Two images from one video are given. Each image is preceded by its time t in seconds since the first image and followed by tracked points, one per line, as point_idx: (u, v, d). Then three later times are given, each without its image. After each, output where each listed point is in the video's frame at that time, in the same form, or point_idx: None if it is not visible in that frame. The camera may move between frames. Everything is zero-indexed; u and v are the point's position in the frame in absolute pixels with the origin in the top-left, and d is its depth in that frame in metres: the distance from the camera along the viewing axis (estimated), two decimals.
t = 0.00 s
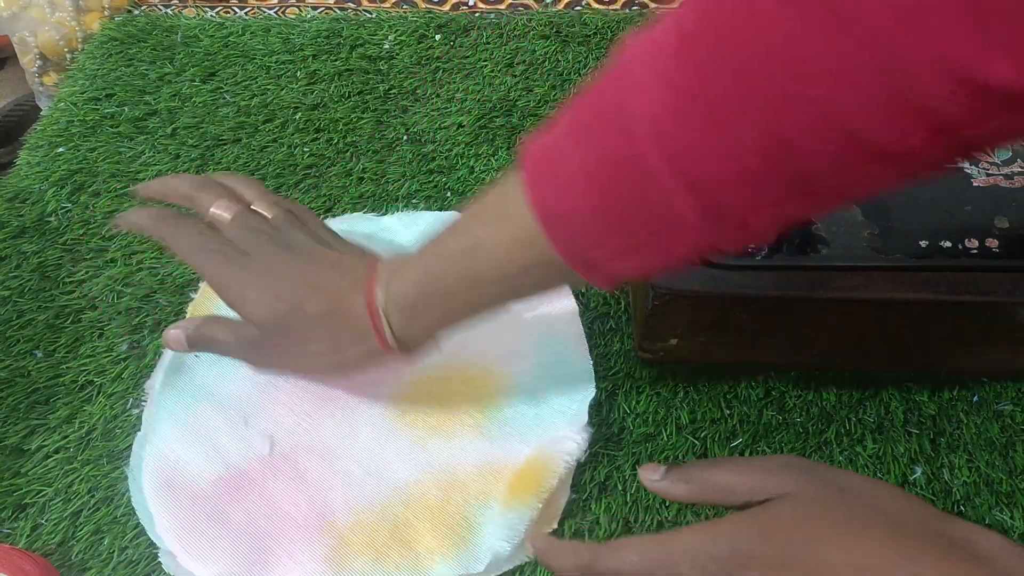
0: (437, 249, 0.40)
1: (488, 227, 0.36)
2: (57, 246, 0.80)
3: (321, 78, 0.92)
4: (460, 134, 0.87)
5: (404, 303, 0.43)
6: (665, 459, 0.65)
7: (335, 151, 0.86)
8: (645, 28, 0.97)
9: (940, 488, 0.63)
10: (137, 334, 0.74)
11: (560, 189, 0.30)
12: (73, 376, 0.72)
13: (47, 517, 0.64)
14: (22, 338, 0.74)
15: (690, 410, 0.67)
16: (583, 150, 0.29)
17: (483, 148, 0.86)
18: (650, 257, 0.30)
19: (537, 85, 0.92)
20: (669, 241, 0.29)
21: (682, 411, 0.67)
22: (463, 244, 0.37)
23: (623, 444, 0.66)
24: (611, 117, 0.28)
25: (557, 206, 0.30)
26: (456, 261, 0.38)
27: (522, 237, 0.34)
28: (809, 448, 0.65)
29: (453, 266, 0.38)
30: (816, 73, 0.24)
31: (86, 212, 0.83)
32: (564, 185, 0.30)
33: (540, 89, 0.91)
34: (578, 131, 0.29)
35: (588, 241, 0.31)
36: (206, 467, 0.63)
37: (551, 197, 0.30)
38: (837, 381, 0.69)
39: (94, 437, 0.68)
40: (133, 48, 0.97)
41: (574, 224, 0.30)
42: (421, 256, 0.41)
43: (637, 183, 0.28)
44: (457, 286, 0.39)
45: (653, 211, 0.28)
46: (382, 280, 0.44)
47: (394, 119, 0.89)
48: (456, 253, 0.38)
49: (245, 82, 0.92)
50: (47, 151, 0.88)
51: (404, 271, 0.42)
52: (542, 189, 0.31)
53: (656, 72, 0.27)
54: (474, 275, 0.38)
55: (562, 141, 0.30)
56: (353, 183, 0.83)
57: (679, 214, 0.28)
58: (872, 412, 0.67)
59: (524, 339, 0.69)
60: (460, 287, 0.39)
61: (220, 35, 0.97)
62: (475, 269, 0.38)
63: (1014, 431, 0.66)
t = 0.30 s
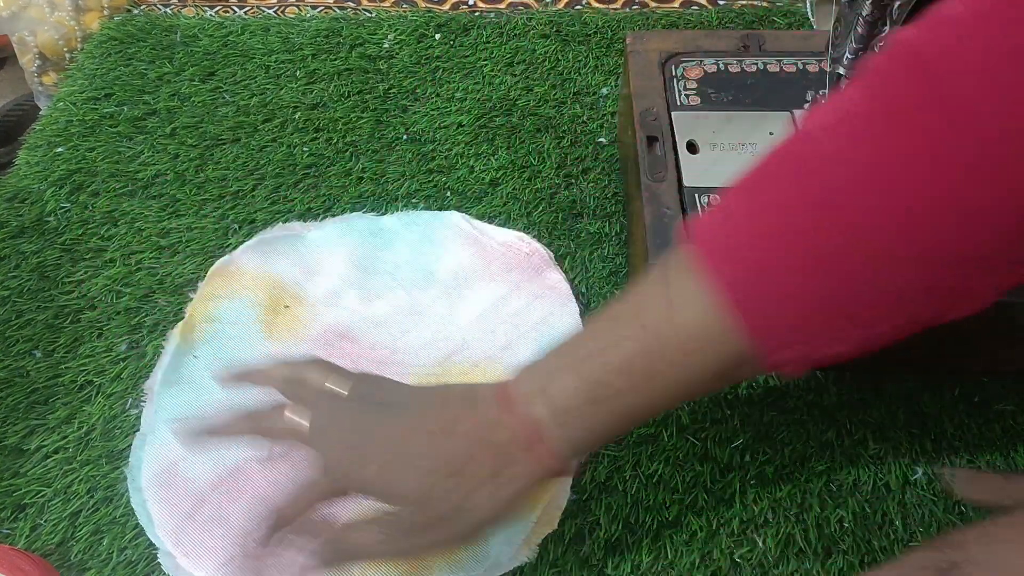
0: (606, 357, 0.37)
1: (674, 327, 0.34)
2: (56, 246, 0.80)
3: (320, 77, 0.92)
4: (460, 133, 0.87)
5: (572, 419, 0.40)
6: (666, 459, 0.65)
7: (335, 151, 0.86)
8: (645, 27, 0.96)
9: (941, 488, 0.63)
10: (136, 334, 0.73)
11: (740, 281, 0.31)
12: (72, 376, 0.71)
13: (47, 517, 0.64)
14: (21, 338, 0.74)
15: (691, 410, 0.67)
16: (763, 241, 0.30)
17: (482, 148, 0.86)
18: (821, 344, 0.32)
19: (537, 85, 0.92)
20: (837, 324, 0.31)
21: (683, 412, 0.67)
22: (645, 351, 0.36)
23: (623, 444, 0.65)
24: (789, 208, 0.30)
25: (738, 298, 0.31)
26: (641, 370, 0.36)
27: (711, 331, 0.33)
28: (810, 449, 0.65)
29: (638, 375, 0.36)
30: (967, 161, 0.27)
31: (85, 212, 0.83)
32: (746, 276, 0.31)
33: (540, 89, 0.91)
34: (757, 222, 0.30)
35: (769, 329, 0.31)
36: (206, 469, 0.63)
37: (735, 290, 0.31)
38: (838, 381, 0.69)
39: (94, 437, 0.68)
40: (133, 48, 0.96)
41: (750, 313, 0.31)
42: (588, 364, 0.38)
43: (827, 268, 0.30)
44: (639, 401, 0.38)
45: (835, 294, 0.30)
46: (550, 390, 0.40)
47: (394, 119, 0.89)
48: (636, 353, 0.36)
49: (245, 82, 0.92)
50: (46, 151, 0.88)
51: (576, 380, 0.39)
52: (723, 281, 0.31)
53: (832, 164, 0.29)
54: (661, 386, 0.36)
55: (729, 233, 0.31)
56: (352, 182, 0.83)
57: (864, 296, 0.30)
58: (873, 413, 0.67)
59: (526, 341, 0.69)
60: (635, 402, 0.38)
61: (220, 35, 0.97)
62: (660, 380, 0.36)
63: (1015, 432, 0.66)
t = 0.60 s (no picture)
0: (775, 220, 0.35)
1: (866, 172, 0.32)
2: (56, 246, 0.80)
3: (320, 77, 0.92)
4: (460, 133, 0.87)
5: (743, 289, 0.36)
6: (666, 459, 0.65)
7: (334, 151, 0.86)
8: (645, 27, 0.96)
9: (941, 489, 0.63)
10: (136, 334, 0.73)
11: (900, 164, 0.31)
12: (72, 377, 0.71)
13: (46, 517, 0.64)
14: (21, 338, 0.74)
15: (690, 410, 0.67)
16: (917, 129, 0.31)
17: (482, 147, 0.86)
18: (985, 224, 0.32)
19: (537, 84, 0.92)
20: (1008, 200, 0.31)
21: (682, 411, 0.67)
22: (828, 211, 0.33)
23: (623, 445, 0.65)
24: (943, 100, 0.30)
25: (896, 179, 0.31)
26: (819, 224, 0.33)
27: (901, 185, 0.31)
28: (811, 448, 0.65)
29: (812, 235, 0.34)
30: None
31: (85, 212, 0.83)
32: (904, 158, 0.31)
33: (540, 89, 0.91)
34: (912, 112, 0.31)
35: (945, 209, 0.31)
36: (207, 469, 0.63)
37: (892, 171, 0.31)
38: (838, 381, 0.69)
39: (94, 437, 0.68)
40: (133, 48, 0.96)
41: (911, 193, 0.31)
42: (755, 235, 0.35)
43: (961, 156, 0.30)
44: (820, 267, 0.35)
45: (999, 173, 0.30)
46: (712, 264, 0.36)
47: (394, 119, 0.89)
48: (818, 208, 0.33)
49: (245, 82, 0.92)
50: (46, 151, 0.88)
51: (748, 253, 0.35)
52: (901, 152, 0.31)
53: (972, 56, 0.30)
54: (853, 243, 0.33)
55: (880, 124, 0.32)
56: (352, 182, 0.83)
57: None
58: (873, 413, 0.67)
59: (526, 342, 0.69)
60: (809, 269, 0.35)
61: (220, 34, 0.97)
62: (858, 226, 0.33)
63: (1015, 431, 0.66)
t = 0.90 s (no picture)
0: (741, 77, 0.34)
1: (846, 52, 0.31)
2: (56, 246, 0.80)
3: (320, 77, 0.92)
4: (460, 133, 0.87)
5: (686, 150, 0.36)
6: (666, 459, 0.65)
7: (334, 151, 0.86)
8: (645, 28, 0.96)
9: (940, 489, 0.63)
10: (136, 334, 0.73)
11: (886, 59, 0.30)
12: (72, 377, 0.71)
13: (47, 517, 0.64)
14: (21, 338, 0.74)
15: (690, 410, 0.67)
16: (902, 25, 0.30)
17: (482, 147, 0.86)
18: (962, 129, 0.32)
19: (537, 84, 0.92)
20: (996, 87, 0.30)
21: (682, 412, 0.67)
22: (789, 80, 0.32)
23: (623, 444, 0.66)
24: None
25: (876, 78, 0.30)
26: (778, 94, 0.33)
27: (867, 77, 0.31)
28: (810, 448, 0.65)
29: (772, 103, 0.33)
30: None
31: (85, 212, 0.82)
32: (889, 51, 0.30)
33: (540, 88, 0.91)
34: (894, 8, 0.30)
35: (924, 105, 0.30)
36: (207, 469, 0.63)
37: (875, 66, 0.30)
38: (838, 381, 0.69)
39: (94, 437, 0.68)
40: (133, 48, 0.96)
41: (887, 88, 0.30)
42: (717, 94, 0.35)
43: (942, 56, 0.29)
44: (759, 144, 0.35)
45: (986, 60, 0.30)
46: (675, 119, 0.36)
47: (394, 119, 0.89)
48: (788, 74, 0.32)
49: (245, 82, 0.92)
50: (46, 151, 0.88)
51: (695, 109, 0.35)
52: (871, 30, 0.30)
53: None
54: (802, 126, 0.33)
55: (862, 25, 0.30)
56: (352, 182, 0.83)
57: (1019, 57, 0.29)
58: (873, 412, 0.67)
59: (526, 343, 0.69)
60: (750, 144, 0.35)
61: (220, 35, 0.97)
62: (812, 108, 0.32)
63: (1015, 431, 0.66)
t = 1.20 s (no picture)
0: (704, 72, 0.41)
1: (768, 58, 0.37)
2: (56, 246, 0.80)
3: (320, 77, 0.92)
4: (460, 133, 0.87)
5: (651, 135, 0.44)
6: (666, 459, 0.65)
7: (335, 151, 0.86)
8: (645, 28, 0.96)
9: (940, 489, 0.63)
10: (136, 334, 0.73)
11: (828, 64, 0.35)
12: (73, 377, 0.71)
13: (47, 518, 0.64)
14: (21, 338, 0.74)
15: (690, 410, 0.67)
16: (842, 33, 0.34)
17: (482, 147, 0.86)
18: (918, 118, 0.35)
19: (537, 84, 0.92)
20: (938, 82, 0.33)
21: (682, 412, 0.67)
22: (732, 75, 0.39)
23: (623, 444, 0.66)
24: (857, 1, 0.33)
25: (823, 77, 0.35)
26: (720, 93, 0.40)
27: (798, 74, 0.36)
28: (810, 448, 0.65)
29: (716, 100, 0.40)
30: None
31: (85, 212, 0.83)
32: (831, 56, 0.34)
33: (540, 88, 0.91)
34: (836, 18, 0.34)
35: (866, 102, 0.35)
36: (207, 469, 0.63)
37: (821, 64, 0.35)
38: (838, 381, 0.69)
39: (94, 437, 0.68)
40: (133, 48, 0.96)
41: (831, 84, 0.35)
42: (684, 87, 0.42)
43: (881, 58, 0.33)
44: (716, 132, 0.42)
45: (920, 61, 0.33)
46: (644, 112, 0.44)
47: (394, 119, 0.89)
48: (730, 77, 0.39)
49: (245, 82, 0.92)
50: (46, 151, 0.88)
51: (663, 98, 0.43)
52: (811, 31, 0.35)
53: None
54: (743, 121, 0.40)
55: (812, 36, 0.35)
56: (352, 182, 0.83)
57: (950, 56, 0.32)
58: (873, 412, 0.67)
59: (526, 343, 0.69)
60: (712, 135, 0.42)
61: (220, 35, 0.97)
62: (748, 107, 0.39)
63: (1015, 431, 0.66)
